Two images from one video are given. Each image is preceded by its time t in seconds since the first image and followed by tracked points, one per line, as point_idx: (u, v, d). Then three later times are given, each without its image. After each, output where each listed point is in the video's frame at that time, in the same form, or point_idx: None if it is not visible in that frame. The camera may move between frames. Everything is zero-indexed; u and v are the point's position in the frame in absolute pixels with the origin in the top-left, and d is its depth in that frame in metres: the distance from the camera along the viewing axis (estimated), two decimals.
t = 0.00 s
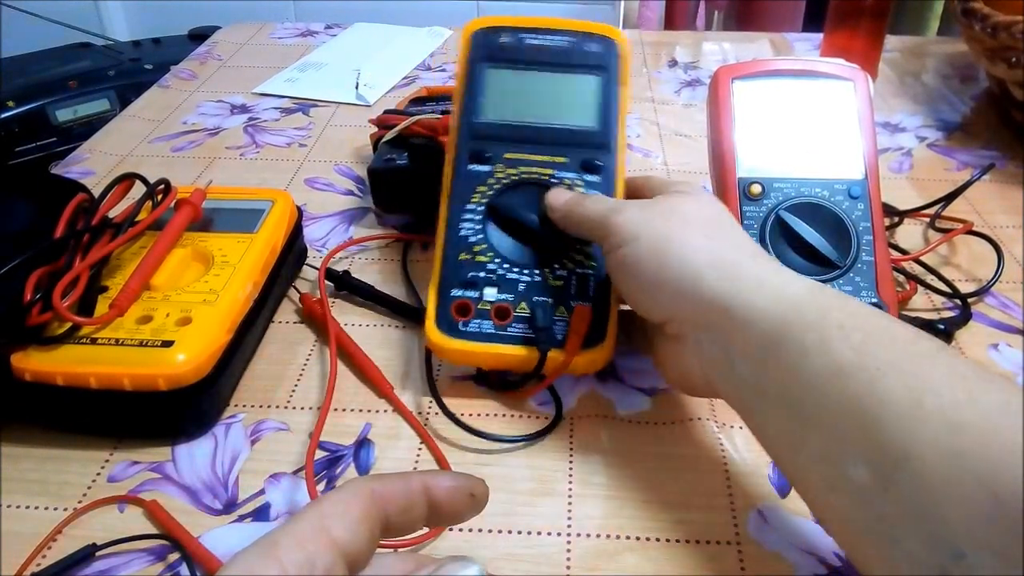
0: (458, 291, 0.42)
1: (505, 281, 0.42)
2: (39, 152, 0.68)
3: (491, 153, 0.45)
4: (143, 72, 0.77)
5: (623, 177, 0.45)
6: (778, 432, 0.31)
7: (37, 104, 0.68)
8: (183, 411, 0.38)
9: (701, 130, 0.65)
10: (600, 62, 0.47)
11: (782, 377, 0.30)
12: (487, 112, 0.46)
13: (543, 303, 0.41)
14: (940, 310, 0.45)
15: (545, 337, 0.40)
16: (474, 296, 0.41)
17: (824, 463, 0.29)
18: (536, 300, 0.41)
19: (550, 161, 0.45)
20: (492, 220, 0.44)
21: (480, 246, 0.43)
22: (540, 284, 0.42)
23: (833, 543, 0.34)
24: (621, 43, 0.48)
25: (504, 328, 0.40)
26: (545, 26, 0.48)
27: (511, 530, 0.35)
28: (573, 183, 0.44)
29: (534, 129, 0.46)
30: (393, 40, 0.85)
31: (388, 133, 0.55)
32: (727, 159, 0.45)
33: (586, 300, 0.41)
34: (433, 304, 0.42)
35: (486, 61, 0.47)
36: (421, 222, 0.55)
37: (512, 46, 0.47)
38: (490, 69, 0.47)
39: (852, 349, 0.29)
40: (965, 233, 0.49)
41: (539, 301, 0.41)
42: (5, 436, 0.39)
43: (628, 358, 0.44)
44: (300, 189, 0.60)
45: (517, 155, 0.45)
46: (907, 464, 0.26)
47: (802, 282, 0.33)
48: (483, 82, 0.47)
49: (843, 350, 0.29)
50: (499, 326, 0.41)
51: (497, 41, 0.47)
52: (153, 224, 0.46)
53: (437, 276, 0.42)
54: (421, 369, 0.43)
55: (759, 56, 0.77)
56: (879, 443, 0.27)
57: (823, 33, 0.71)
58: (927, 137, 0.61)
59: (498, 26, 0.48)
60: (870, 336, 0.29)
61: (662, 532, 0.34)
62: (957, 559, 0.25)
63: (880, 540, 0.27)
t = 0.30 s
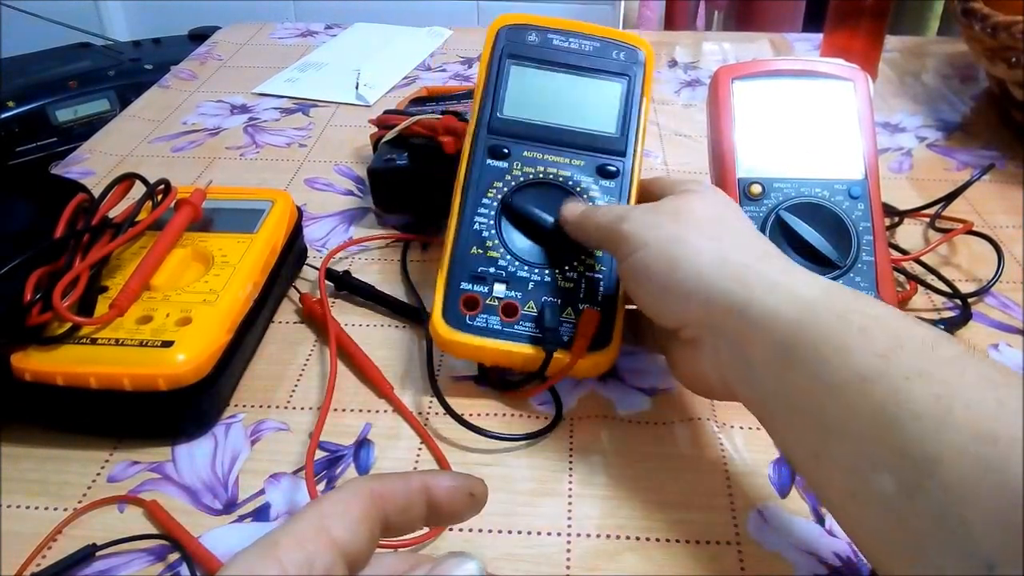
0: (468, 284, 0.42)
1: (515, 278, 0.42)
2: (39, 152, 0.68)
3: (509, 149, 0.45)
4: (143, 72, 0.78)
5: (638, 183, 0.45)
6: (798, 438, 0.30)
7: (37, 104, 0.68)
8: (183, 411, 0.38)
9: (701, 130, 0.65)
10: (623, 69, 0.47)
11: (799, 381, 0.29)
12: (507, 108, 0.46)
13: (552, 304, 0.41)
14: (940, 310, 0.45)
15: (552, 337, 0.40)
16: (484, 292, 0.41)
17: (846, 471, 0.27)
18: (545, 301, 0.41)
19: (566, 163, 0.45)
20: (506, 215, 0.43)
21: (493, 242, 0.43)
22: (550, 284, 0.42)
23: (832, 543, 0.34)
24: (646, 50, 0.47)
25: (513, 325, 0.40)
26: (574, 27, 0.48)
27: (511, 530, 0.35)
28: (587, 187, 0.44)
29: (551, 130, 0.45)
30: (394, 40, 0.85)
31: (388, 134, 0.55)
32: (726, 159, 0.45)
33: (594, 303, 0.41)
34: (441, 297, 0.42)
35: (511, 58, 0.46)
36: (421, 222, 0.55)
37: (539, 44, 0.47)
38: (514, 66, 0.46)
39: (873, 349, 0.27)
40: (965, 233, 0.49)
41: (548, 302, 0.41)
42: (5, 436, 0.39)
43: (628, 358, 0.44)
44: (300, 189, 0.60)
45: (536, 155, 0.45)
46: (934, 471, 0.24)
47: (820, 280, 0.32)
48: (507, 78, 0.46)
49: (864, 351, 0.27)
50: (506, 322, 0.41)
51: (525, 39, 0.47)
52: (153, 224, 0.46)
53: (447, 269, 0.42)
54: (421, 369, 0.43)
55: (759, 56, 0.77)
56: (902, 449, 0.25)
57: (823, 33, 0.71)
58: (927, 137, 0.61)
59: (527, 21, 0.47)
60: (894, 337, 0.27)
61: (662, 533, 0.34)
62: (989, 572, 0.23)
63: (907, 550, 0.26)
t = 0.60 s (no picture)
0: (468, 284, 0.42)
1: (516, 278, 0.42)
2: (39, 152, 0.68)
3: (510, 149, 0.45)
4: (143, 72, 0.78)
5: (639, 184, 0.45)
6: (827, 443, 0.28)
7: (37, 104, 0.68)
8: (182, 411, 0.38)
9: (701, 130, 0.65)
10: (625, 69, 0.47)
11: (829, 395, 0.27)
12: (508, 108, 0.46)
13: (553, 304, 0.41)
14: (940, 310, 0.45)
15: (552, 338, 0.40)
16: (484, 292, 0.41)
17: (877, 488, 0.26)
18: (546, 301, 0.41)
19: (567, 163, 0.45)
20: (506, 215, 0.43)
21: (494, 241, 0.43)
22: (551, 285, 0.42)
23: (832, 543, 0.34)
24: (647, 50, 0.47)
25: (513, 325, 0.40)
26: (575, 27, 0.47)
27: (510, 530, 0.35)
28: (588, 187, 0.44)
29: (552, 130, 0.45)
30: (394, 40, 0.85)
31: (388, 133, 0.55)
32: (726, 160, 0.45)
33: (595, 304, 0.41)
34: (441, 298, 0.41)
35: (512, 58, 0.46)
36: (422, 221, 0.55)
37: (540, 44, 0.47)
38: (515, 66, 0.46)
39: (900, 354, 0.26)
40: (965, 233, 0.49)
41: (550, 303, 0.41)
42: (5, 436, 0.39)
43: (628, 358, 0.44)
44: (300, 189, 0.60)
45: (537, 155, 0.45)
46: (965, 486, 0.23)
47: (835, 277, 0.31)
48: (507, 79, 0.46)
49: (884, 359, 0.26)
50: (507, 322, 0.41)
51: (527, 39, 0.47)
52: (153, 224, 0.46)
53: (448, 268, 0.42)
54: (421, 369, 0.43)
55: (759, 56, 0.77)
56: (928, 463, 0.24)
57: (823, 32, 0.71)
58: (927, 137, 0.61)
59: (528, 21, 0.47)
60: (916, 343, 0.26)
61: (662, 533, 0.34)
62: None
63: (931, 555, 0.25)
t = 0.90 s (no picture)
0: (469, 284, 0.42)
1: (516, 278, 0.42)
2: (39, 152, 0.68)
3: (511, 149, 0.45)
4: (143, 72, 0.78)
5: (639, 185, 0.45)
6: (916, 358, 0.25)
7: (37, 104, 0.67)
8: (182, 411, 0.38)
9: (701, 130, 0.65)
10: (626, 69, 0.46)
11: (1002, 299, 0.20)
12: (509, 108, 0.46)
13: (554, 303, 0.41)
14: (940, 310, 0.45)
15: (553, 337, 0.40)
16: (484, 291, 0.41)
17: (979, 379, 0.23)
18: (547, 300, 0.41)
19: (567, 163, 0.45)
20: (506, 215, 0.43)
21: (494, 241, 0.43)
22: (552, 284, 0.42)
23: (832, 543, 0.34)
24: (648, 50, 0.47)
25: (514, 325, 0.40)
26: (575, 27, 0.47)
27: (510, 530, 0.35)
28: (589, 187, 0.44)
29: (554, 130, 0.45)
30: (394, 40, 0.85)
31: (388, 133, 0.55)
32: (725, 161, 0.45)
33: (595, 304, 0.41)
34: (441, 297, 0.41)
35: (512, 57, 0.46)
36: (422, 221, 0.55)
37: (540, 44, 0.47)
38: (516, 66, 0.46)
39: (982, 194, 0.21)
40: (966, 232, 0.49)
41: (551, 302, 0.41)
42: (5, 436, 0.39)
43: (628, 358, 0.44)
44: (300, 189, 0.60)
45: (537, 155, 0.45)
46: None
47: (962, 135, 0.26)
48: (507, 79, 0.46)
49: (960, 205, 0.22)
50: (507, 322, 0.41)
51: (527, 39, 0.47)
52: (153, 224, 0.46)
53: (448, 268, 0.42)
54: (421, 369, 0.43)
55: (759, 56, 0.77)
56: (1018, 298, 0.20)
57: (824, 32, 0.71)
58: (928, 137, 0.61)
59: (528, 21, 0.47)
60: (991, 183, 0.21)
61: (662, 533, 0.34)
62: None
63: None
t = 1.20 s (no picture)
0: (468, 284, 0.42)
1: (516, 278, 0.42)
2: (39, 152, 0.68)
3: (511, 149, 0.45)
4: (143, 72, 0.78)
5: (639, 185, 0.45)
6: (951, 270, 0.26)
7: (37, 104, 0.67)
8: (182, 411, 0.38)
9: (701, 130, 0.65)
10: (626, 69, 0.47)
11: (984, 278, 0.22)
12: (508, 108, 0.46)
13: (554, 303, 0.41)
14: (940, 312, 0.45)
15: (553, 337, 0.40)
16: (484, 292, 0.41)
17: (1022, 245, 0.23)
18: (547, 300, 0.41)
19: (567, 163, 0.45)
20: (506, 216, 0.43)
21: (494, 241, 0.43)
22: (552, 285, 0.42)
23: (832, 543, 0.34)
24: (647, 50, 0.47)
25: (514, 325, 0.40)
26: (575, 28, 0.47)
27: (510, 530, 0.35)
28: (588, 188, 0.44)
29: (554, 130, 0.45)
30: (394, 40, 0.85)
31: (388, 133, 0.55)
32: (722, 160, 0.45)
33: (595, 305, 0.41)
34: (441, 298, 0.42)
35: (512, 58, 0.46)
36: (421, 221, 0.55)
37: (540, 44, 0.47)
38: (515, 66, 0.46)
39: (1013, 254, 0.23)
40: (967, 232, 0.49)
41: (551, 302, 0.41)
42: (5, 436, 0.39)
43: (628, 358, 0.44)
44: (300, 189, 0.60)
45: (536, 155, 0.45)
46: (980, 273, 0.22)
47: None
48: (507, 80, 0.46)
49: None
50: (506, 322, 0.41)
51: (527, 40, 0.47)
52: (153, 224, 0.46)
53: (448, 268, 0.42)
54: (420, 369, 0.43)
55: (759, 56, 0.77)
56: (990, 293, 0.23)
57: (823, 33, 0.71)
58: (927, 137, 0.61)
59: (527, 22, 0.47)
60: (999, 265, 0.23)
61: (662, 533, 0.34)
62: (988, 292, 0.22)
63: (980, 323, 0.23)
